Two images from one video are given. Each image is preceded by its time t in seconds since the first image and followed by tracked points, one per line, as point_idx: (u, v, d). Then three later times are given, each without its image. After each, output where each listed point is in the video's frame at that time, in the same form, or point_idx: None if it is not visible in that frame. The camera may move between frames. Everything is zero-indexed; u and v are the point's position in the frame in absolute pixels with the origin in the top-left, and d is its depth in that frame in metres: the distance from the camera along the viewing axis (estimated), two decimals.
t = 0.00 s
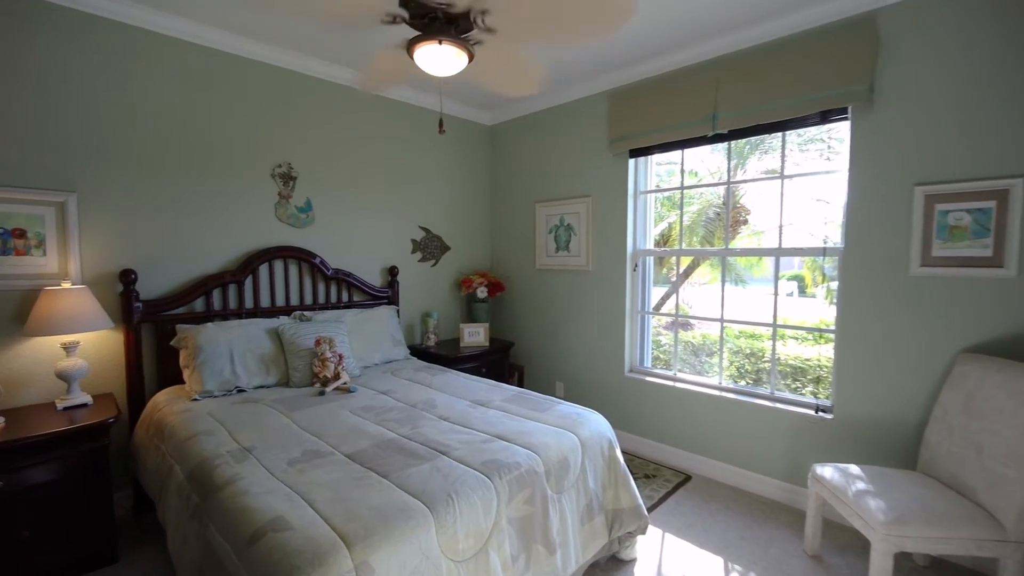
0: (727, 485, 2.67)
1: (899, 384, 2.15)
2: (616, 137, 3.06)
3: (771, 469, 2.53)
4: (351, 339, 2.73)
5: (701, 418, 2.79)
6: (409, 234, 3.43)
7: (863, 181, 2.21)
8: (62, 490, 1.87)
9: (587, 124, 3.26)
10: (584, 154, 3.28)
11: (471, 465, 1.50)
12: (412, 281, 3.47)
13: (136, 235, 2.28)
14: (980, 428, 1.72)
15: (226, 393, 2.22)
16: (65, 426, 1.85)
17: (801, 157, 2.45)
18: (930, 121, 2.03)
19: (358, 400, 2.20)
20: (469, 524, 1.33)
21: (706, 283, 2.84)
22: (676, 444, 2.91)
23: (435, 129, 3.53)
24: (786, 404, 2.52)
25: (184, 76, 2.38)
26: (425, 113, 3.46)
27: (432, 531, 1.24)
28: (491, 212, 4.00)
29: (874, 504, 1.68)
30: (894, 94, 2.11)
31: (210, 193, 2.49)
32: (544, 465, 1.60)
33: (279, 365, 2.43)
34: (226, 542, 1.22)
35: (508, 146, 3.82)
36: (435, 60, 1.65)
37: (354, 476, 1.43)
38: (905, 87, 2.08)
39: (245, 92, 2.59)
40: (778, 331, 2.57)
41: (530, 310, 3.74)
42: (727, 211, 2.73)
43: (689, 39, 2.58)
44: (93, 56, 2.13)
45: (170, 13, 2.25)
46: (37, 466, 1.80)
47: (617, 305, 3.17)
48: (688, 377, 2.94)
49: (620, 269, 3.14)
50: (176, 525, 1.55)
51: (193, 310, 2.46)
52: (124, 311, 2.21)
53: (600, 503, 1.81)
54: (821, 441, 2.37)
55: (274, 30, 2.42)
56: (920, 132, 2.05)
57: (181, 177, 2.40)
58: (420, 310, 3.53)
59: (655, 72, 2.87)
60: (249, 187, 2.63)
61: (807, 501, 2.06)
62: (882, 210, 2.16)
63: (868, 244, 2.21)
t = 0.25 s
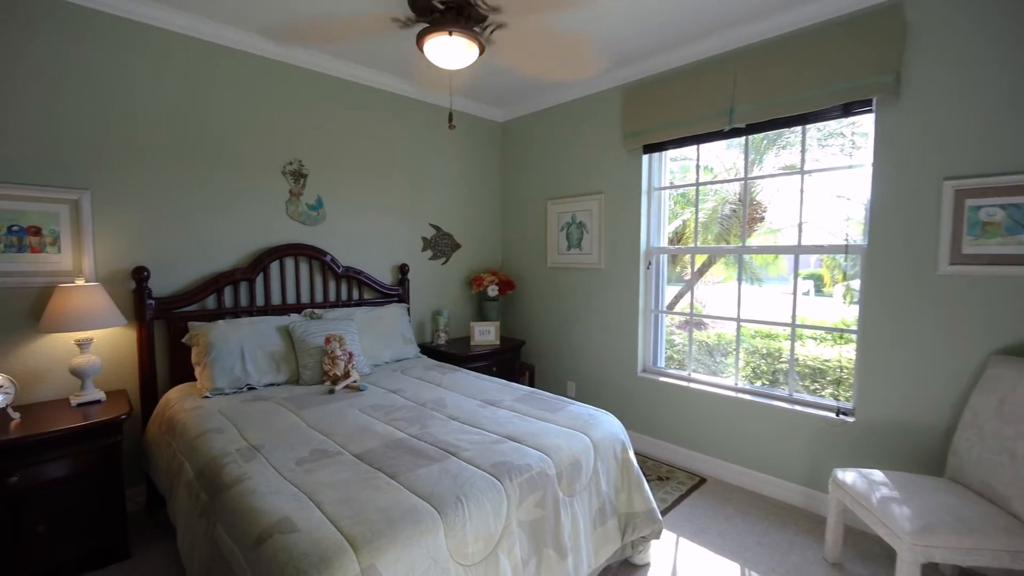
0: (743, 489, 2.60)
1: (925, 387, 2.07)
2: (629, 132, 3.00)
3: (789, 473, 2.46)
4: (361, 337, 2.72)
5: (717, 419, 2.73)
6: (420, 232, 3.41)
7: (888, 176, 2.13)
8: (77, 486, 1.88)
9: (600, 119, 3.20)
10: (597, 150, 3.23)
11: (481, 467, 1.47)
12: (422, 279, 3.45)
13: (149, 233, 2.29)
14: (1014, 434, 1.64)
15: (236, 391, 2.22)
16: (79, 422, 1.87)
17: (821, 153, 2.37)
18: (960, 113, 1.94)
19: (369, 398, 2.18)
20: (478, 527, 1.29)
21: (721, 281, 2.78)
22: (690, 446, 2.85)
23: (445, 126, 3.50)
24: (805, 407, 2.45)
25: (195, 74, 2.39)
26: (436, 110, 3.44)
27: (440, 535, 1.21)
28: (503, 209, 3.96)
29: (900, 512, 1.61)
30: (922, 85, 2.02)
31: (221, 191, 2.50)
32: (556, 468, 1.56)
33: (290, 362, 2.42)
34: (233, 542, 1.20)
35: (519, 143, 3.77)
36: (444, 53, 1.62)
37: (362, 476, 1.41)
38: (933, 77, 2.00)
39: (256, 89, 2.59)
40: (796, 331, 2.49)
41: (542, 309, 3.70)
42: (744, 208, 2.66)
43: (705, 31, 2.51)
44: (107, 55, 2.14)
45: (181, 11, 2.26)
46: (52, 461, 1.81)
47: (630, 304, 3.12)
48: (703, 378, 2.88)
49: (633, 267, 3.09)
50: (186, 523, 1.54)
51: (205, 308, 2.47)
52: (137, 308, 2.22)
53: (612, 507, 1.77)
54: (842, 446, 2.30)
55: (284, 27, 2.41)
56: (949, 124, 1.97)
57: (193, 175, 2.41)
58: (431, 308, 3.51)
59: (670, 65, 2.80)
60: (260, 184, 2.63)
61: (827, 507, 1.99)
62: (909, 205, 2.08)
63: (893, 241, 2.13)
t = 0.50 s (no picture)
0: (757, 493, 2.54)
1: (949, 390, 2.00)
2: (641, 128, 2.95)
3: (805, 477, 2.39)
4: (369, 336, 2.71)
5: (730, 421, 2.67)
6: (428, 230, 3.38)
7: (911, 171, 2.06)
8: (86, 484, 1.88)
9: (611, 116, 3.15)
10: (608, 147, 3.18)
11: (489, 470, 1.44)
12: (431, 278, 3.43)
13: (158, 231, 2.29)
14: None
15: (245, 389, 2.22)
16: (89, 420, 1.87)
17: (840, 148, 2.30)
18: (989, 105, 1.86)
19: (376, 398, 2.16)
20: (487, 532, 1.26)
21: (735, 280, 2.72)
22: (702, 448, 2.80)
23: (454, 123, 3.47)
24: (821, 409, 2.38)
25: (204, 71, 2.38)
26: (445, 107, 3.41)
27: (448, 540, 1.18)
28: (512, 207, 3.92)
29: (926, 520, 1.55)
30: (948, 76, 1.95)
31: (230, 189, 2.49)
32: (566, 471, 1.53)
33: (298, 361, 2.41)
34: (238, 545, 1.18)
35: (529, 140, 3.73)
36: (453, 46, 1.59)
37: (369, 478, 1.38)
38: (960, 68, 1.92)
39: (265, 87, 2.57)
40: (812, 331, 2.43)
41: (551, 308, 3.66)
42: (759, 205, 2.60)
43: (720, 23, 2.45)
44: (116, 53, 2.14)
45: (189, 9, 2.25)
46: (61, 459, 1.81)
47: (641, 303, 3.06)
48: (716, 379, 2.82)
49: (644, 265, 3.03)
50: (193, 523, 1.53)
51: (214, 306, 2.47)
52: (147, 306, 2.23)
53: (623, 510, 1.73)
54: (861, 449, 2.23)
55: (292, 24, 2.39)
56: (977, 117, 1.89)
57: (202, 173, 2.40)
58: (439, 307, 3.48)
59: (684, 59, 2.74)
60: (269, 182, 2.62)
61: (846, 513, 1.93)
62: (933, 202, 2.01)
63: (916, 239, 2.06)
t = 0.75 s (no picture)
0: (773, 497, 2.48)
1: (977, 394, 1.92)
2: (654, 124, 2.89)
3: (823, 482, 2.33)
4: (378, 335, 2.68)
5: (745, 424, 2.60)
6: (438, 228, 3.36)
7: (938, 166, 1.98)
8: (96, 481, 1.88)
9: (623, 111, 3.09)
10: (620, 143, 3.12)
11: (498, 473, 1.41)
12: (440, 276, 3.40)
13: (168, 229, 2.29)
14: None
15: (253, 388, 2.21)
16: (100, 418, 1.87)
17: (861, 143, 2.22)
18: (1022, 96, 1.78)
19: (384, 397, 2.14)
20: (495, 537, 1.23)
21: (748, 279, 2.66)
22: (715, 451, 2.74)
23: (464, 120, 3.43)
24: (841, 412, 2.31)
25: (213, 69, 2.37)
26: (455, 103, 3.37)
27: (455, 545, 1.15)
28: (522, 205, 3.88)
29: (956, 531, 1.48)
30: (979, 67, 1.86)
31: (238, 186, 2.48)
32: (577, 474, 1.49)
33: (306, 359, 2.40)
34: (242, 548, 1.16)
35: (539, 136, 3.69)
36: (462, 39, 1.55)
37: (376, 480, 1.35)
38: (992, 58, 1.83)
39: (274, 84, 2.56)
40: (831, 331, 2.36)
41: (561, 307, 3.61)
42: (776, 201, 2.52)
43: (737, 15, 2.38)
44: (126, 51, 2.14)
45: (198, 6, 2.24)
46: (72, 456, 1.82)
47: (653, 302, 3.01)
48: (730, 380, 2.75)
49: (656, 264, 2.97)
50: (199, 523, 1.52)
51: (223, 304, 2.46)
52: (157, 304, 2.23)
53: (636, 515, 1.69)
54: (882, 455, 2.15)
55: (300, 20, 2.37)
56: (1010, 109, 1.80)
57: (212, 171, 2.40)
58: (449, 306, 3.46)
59: (699, 52, 2.67)
60: (278, 180, 2.61)
61: (868, 521, 1.86)
62: (961, 198, 1.92)
63: (942, 237, 1.98)
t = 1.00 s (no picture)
0: (787, 503, 2.42)
1: (1002, 398, 1.85)
2: (665, 121, 2.83)
3: (839, 488, 2.27)
4: (385, 335, 2.67)
5: (758, 427, 2.55)
6: (445, 227, 3.33)
7: (961, 162, 1.91)
8: (102, 480, 1.88)
9: (633, 108, 3.04)
10: (629, 141, 3.07)
11: (505, 477, 1.37)
12: (447, 276, 3.38)
13: (175, 228, 2.28)
14: None
15: (260, 387, 2.20)
16: (107, 417, 1.87)
17: (880, 139, 2.15)
18: None
19: (391, 398, 2.12)
20: (503, 544, 1.20)
21: (760, 279, 2.61)
22: (727, 454, 2.69)
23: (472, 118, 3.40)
24: (857, 416, 2.25)
25: (221, 68, 2.36)
26: (462, 101, 3.34)
27: (461, 552, 1.12)
28: (530, 204, 3.85)
29: (982, 542, 1.42)
30: (1006, 59, 1.79)
31: (245, 186, 2.47)
32: (586, 479, 1.45)
33: (313, 359, 2.39)
34: (245, 552, 1.14)
35: (547, 134, 3.65)
36: (470, 33, 1.52)
37: (381, 484, 1.33)
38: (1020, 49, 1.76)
39: (281, 83, 2.55)
40: (847, 333, 2.29)
41: (570, 307, 3.57)
42: (790, 199, 2.46)
43: (751, 8, 2.32)
44: (134, 50, 2.13)
45: (206, 4, 2.23)
46: (78, 456, 1.81)
47: (664, 302, 2.96)
48: (742, 382, 2.70)
49: (667, 263, 2.92)
50: (204, 525, 1.50)
51: (230, 303, 2.46)
52: (164, 303, 2.22)
53: (646, 521, 1.65)
54: (901, 460, 2.09)
55: (307, 17, 2.35)
56: None
57: (220, 170, 2.39)
58: (456, 305, 3.43)
59: (711, 47, 2.62)
60: (285, 179, 2.60)
61: (887, 529, 1.80)
62: (986, 195, 1.86)
63: (966, 235, 1.91)
